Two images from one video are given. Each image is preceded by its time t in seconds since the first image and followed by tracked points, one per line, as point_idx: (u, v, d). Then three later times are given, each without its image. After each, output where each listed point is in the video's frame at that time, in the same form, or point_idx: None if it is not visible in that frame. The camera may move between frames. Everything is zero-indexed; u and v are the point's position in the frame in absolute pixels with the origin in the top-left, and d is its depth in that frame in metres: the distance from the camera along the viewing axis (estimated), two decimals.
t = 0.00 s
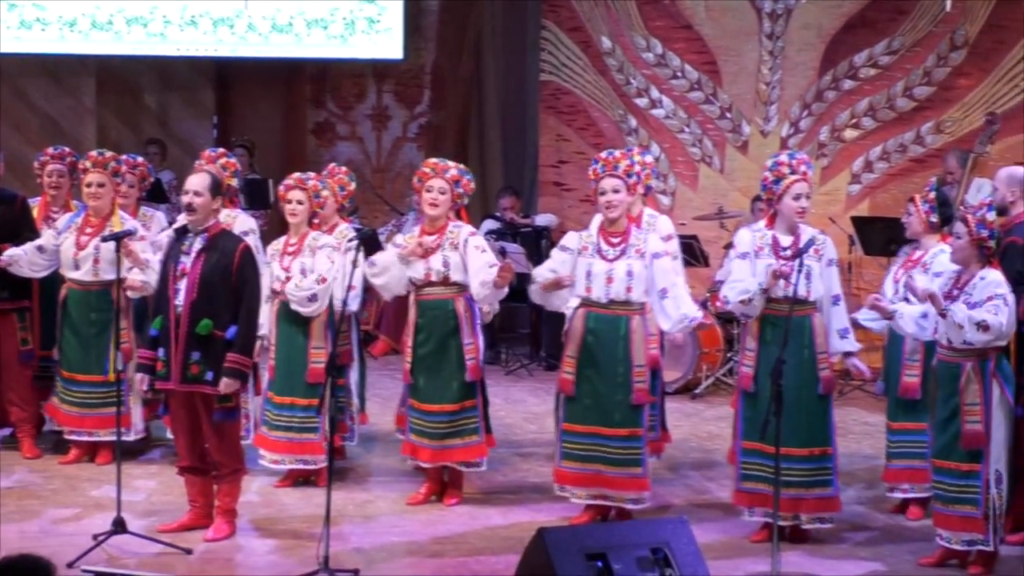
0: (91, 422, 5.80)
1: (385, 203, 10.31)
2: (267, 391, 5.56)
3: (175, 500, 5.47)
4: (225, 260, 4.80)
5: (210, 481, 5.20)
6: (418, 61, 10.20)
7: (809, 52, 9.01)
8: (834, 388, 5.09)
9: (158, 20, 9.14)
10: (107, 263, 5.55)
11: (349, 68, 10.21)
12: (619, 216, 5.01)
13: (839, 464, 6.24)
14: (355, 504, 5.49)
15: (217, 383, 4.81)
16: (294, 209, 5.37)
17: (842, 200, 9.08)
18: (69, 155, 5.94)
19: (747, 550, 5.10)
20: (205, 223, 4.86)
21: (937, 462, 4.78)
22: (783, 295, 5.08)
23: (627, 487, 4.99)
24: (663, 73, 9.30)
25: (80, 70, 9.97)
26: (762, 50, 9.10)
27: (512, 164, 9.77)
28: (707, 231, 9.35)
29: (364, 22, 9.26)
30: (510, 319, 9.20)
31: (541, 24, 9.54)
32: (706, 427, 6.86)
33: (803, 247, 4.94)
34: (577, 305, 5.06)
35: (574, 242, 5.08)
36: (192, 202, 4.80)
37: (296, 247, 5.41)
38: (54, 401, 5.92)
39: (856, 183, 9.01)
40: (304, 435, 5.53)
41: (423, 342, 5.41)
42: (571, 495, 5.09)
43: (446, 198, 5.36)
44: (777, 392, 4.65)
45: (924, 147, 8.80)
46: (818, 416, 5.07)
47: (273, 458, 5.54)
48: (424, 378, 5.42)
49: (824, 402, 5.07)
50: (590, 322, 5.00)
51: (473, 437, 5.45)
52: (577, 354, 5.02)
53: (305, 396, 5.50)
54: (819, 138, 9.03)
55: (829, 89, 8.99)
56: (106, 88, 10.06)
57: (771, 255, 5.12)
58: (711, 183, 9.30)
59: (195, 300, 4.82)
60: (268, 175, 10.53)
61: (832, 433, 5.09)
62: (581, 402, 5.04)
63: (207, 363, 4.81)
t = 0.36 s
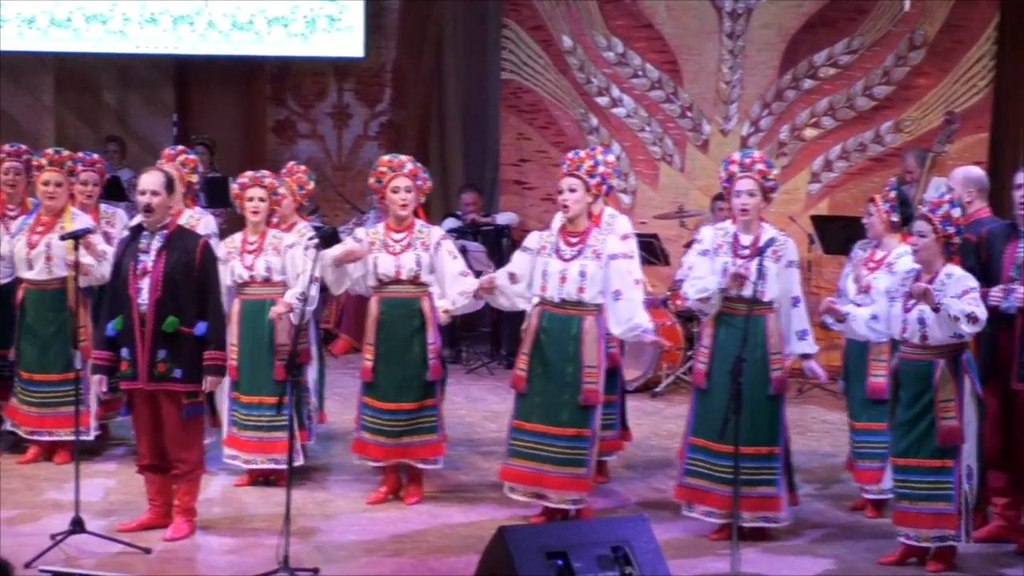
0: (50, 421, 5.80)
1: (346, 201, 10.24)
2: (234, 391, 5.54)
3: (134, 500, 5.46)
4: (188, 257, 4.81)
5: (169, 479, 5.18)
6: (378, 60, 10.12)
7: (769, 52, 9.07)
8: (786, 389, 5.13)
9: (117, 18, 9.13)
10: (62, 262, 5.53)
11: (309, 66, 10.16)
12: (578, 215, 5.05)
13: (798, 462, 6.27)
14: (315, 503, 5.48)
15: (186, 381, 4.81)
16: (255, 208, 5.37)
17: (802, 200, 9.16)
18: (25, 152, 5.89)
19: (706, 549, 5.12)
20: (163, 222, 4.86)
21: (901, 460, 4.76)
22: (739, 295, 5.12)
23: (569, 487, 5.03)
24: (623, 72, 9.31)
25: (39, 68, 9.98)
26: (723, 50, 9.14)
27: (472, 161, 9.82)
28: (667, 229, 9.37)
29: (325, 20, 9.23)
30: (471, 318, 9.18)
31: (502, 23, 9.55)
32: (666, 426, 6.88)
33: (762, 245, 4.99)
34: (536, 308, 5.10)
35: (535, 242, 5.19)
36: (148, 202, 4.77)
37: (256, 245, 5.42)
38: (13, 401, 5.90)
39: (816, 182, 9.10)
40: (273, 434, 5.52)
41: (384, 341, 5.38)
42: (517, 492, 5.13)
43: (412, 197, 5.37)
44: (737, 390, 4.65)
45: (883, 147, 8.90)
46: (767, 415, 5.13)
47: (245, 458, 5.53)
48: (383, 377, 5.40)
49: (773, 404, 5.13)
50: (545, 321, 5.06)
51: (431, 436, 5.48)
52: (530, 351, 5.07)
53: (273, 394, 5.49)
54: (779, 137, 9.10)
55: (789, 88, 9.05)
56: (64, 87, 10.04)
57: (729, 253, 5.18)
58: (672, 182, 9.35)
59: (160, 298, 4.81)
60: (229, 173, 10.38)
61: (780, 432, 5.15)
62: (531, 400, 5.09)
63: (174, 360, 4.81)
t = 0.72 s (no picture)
0: (7, 422, 5.79)
1: (306, 200, 10.25)
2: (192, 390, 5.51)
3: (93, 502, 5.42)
4: (151, 256, 4.78)
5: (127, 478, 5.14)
6: (338, 58, 10.09)
7: (728, 50, 9.18)
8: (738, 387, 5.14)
9: (75, 16, 9.07)
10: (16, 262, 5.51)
11: (268, 65, 10.11)
12: (534, 210, 5.08)
13: (756, 459, 6.29)
14: (276, 503, 5.47)
15: (158, 379, 4.80)
16: (216, 207, 5.36)
17: (761, 198, 9.33)
18: None
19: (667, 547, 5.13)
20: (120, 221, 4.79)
21: (869, 459, 4.76)
22: (694, 292, 5.14)
23: (530, 483, 5.07)
24: (583, 71, 9.30)
25: None
26: (682, 49, 9.21)
27: (433, 155, 9.96)
28: (628, 228, 9.41)
29: (284, 18, 9.24)
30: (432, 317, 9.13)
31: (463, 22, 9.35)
32: (627, 424, 6.88)
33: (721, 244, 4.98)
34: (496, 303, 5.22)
35: (498, 240, 5.19)
36: (105, 203, 4.69)
37: (218, 244, 5.40)
38: None
39: (776, 180, 9.29)
40: (233, 433, 5.50)
41: (347, 339, 5.32)
42: (481, 487, 5.20)
43: (371, 195, 5.34)
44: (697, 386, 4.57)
45: (842, 144, 9.18)
46: (718, 413, 5.14)
47: (204, 458, 5.49)
48: (348, 376, 5.34)
49: (724, 403, 5.14)
50: (503, 318, 5.10)
51: (395, 433, 5.48)
52: (491, 349, 5.15)
53: (233, 392, 5.49)
54: (739, 136, 9.24)
55: (748, 86, 9.20)
56: (22, 86, 9.93)
57: (687, 250, 5.23)
58: (632, 181, 9.37)
59: (124, 299, 4.76)
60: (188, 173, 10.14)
61: (729, 430, 5.16)
62: (491, 396, 5.14)
63: (144, 360, 4.77)
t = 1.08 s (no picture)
0: None
1: (266, 200, 10.12)
2: (147, 391, 5.48)
3: (51, 505, 5.39)
4: (110, 255, 4.77)
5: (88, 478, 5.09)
6: (297, 58, 10.03)
7: (688, 49, 9.32)
8: (693, 385, 5.16)
9: (32, 16, 9.00)
10: None
11: (228, 64, 10.04)
12: (486, 210, 5.12)
13: (715, 456, 6.31)
14: (236, 504, 5.45)
15: (122, 377, 4.80)
16: (179, 207, 5.35)
17: (722, 196, 9.44)
18: None
19: (628, 545, 5.14)
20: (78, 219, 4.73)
21: (832, 458, 4.76)
22: (649, 291, 5.17)
23: (496, 483, 5.09)
24: (543, 70, 9.39)
25: None
26: (642, 47, 9.34)
27: (394, 154, 9.81)
28: (589, 227, 9.46)
29: (243, 18, 9.24)
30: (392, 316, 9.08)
31: (422, 20, 9.48)
32: (588, 422, 6.89)
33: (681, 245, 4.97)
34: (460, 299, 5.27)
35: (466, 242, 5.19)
36: (61, 203, 4.64)
37: (180, 245, 5.39)
38: None
39: (735, 178, 9.42)
40: (191, 434, 5.51)
41: (308, 343, 5.33)
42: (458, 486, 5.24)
43: (331, 199, 5.34)
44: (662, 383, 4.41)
45: (802, 143, 9.31)
46: (675, 412, 5.16)
47: (159, 459, 5.49)
48: (306, 382, 5.34)
49: (680, 401, 5.17)
50: (466, 319, 5.17)
51: (349, 439, 5.44)
52: (456, 352, 5.22)
53: (192, 393, 5.49)
54: (699, 134, 9.36)
55: (708, 85, 9.33)
56: None
57: (646, 248, 5.24)
58: (592, 180, 9.48)
59: (86, 299, 4.73)
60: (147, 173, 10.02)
61: (687, 430, 5.17)
62: (458, 396, 5.21)
63: (107, 360, 4.75)
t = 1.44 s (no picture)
0: None
1: (236, 199, 10.12)
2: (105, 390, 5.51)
3: (19, 505, 5.37)
4: (77, 258, 4.71)
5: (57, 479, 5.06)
6: (265, 57, 9.96)
7: (656, 48, 9.28)
8: (664, 385, 5.14)
9: None
10: None
11: (197, 64, 10.01)
12: (450, 217, 5.10)
13: (685, 454, 6.33)
14: (206, 504, 5.44)
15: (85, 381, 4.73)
16: (151, 210, 5.36)
17: (691, 195, 9.41)
18: None
19: (598, 544, 5.14)
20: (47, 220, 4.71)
21: (797, 459, 4.73)
22: (617, 291, 5.17)
23: (447, 488, 5.10)
24: (512, 69, 9.41)
25: None
26: (611, 46, 9.32)
27: (363, 155, 9.69)
28: (559, 226, 9.49)
29: (212, 17, 9.20)
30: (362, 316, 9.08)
31: (391, 20, 9.51)
32: (558, 421, 6.90)
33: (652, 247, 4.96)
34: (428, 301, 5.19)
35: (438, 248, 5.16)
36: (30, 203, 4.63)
37: (149, 246, 5.41)
38: None
39: (704, 177, 9.38)
40: (144, 436, 5.49)
41: (277, 345, 5.33)
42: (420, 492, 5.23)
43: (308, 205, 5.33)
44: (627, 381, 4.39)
45: (770, 142, 9.23)
46: (645, 412, 5.16)
47: (109, 457, 5.50)
48: (275, 383, 5.33)
49: (652, 400, 5.15)
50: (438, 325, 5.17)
51: (308, 443, 5.41)
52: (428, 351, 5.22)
53: (148, 396, 5.48)
54: (668, 133, 9.33)
55: (677, 84, 9.28)
56: None
57: (617, 249, 5.23)
58: (562, 179, 9.49)
59: (51, 301, 4.68)
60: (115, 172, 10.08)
61: (660, 431, 5.16)
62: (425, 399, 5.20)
63: (70, 361, 4.69)
